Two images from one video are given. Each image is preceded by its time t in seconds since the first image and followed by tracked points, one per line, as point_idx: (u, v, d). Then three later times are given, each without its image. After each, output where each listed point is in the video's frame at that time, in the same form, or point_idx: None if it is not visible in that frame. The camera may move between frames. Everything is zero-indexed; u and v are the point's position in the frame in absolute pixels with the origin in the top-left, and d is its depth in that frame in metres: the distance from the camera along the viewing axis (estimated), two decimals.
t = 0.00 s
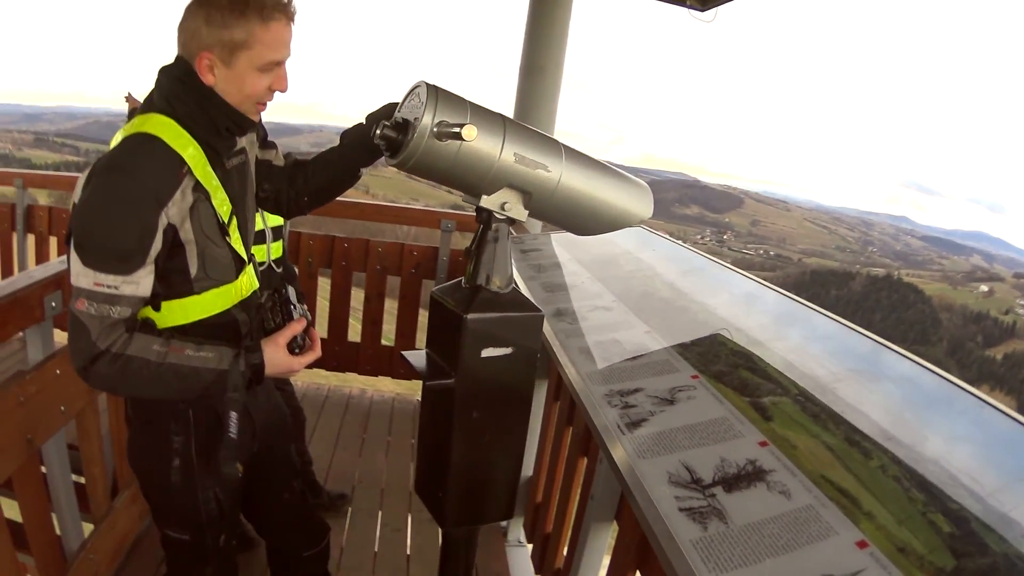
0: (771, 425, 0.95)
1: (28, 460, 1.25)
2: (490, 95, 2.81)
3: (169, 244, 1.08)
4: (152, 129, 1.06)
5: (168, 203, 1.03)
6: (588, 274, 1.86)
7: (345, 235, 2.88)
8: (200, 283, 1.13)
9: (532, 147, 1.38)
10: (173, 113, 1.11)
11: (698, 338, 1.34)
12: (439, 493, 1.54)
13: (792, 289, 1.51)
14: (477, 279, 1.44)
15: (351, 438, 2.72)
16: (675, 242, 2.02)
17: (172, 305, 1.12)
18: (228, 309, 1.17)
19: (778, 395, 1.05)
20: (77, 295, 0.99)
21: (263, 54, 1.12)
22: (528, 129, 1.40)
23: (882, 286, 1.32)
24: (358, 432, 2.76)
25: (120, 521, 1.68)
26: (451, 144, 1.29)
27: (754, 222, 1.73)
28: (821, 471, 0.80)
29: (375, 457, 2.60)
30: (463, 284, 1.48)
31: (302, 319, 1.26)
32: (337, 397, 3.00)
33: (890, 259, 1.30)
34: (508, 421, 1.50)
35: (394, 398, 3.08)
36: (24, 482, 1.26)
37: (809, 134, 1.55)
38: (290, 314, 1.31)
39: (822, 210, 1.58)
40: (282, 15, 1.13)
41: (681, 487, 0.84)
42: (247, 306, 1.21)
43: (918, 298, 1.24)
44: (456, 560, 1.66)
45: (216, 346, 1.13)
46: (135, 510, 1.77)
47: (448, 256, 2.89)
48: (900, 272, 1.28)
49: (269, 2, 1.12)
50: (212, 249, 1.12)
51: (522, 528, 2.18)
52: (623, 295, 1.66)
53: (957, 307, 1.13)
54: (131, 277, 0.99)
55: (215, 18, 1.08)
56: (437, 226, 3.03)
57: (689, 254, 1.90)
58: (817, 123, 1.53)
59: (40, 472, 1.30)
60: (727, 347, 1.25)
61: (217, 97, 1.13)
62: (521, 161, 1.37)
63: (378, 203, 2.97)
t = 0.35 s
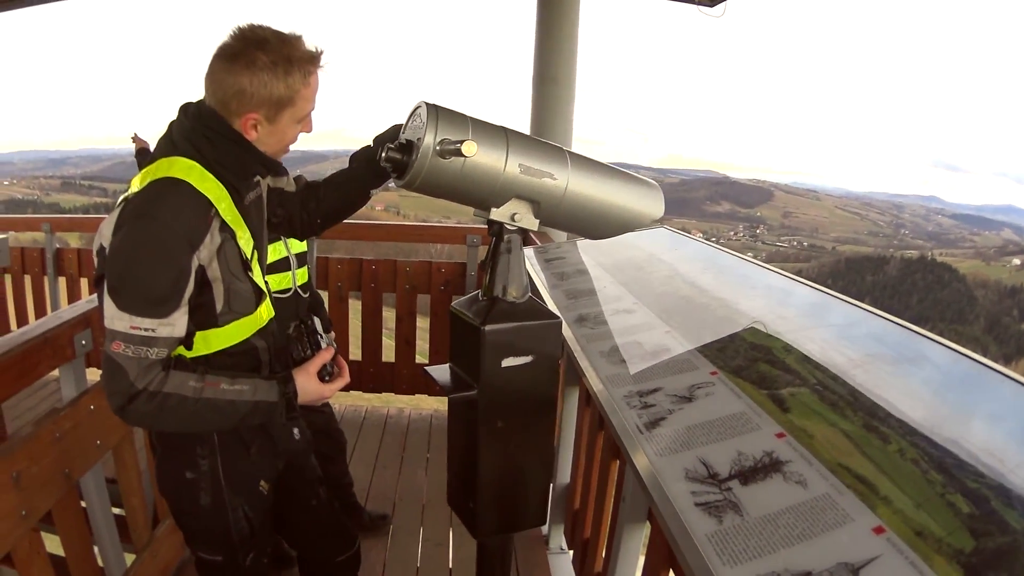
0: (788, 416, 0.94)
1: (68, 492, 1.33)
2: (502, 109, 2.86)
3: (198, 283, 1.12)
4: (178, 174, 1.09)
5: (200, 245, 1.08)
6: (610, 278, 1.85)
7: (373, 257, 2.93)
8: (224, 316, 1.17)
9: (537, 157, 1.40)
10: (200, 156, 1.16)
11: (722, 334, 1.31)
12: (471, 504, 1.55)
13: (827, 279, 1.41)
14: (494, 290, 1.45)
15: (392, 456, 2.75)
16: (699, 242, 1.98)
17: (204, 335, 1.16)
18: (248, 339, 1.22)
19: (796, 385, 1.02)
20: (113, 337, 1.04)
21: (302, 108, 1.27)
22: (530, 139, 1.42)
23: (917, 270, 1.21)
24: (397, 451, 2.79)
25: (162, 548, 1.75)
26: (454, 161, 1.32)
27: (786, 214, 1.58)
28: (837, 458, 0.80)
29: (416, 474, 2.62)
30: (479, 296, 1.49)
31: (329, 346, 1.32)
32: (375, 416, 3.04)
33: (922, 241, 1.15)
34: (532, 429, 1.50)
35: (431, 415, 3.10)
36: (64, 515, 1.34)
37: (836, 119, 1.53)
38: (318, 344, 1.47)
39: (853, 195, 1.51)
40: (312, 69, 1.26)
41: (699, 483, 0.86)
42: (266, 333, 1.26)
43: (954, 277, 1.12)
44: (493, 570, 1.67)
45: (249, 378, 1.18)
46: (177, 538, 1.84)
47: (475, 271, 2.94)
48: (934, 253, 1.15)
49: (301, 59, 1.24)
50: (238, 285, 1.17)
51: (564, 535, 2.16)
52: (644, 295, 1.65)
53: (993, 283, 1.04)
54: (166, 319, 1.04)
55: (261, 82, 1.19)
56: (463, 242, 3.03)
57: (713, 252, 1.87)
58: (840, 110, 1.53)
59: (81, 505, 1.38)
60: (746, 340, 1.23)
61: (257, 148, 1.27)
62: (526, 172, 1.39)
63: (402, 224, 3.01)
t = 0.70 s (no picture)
0: (796, 410, 0.94)
1: (91, 517, 1.36)
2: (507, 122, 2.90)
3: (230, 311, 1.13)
4: (213, 206, 1.09)
5: (237, 278, 1.09)
6: (622, 283, 1.82)
7: (387, 274, 2.96)
8: (252, 342, 1.20)
9: (538, 167, 1.41)
10: (237, 192, 1.18)
11: (736, 335, 1.28)
12: (490, 514, 1.55)
13: (846, 271, 1.34)
14: (502, 301, 1.46)
15: (415, 470, 2.76)
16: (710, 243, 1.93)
17: (238, 360, 1.19)
18: (269, 361, 1.24)
19: (805, 379, 1.00)
20: (147, 364, 1.03)
21: (340, 153, 1.31)
22: (531, 150, 1.43)
23: (933, 258, 1.13)
24: (420, 466, 2.80)
25: (187, 569, 1.78)
26: (456, 174, 1.33)
27: (800, 210, 1.59)
28: (847, 451, 0.81)
29: (439, 487, 2.63)
30: (488, 308, 1.50)
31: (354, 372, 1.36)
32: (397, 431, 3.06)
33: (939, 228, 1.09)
34: (547, 436, 1.51)
35: (452, 429, 3.11)
36: (88, 540, 1.37)
37: (853, 112, 1.52)
38: (343, 370, 1.42)
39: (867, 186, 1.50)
40: (350, 114, 1.29)
41: (708, 482, 0.90)
42: (285, 355, 1.29)
43: (970, 262, 1.06)
44: None
45: (277, 405, 1.20)
46: (202, 558, 1.87)
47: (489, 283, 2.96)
48: (951, 240, 1.07)
49: (341, 106, 1.27)
50: (266, 313, 1.18)
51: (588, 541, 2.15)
52: (653, 297, 1.63)
53: (1012, 266, 0.97)
54: (203, 349, 1.04)
55: (304, 130, 1.21)
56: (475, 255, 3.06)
57: (722, 252, 1.83)
58: (847, 104, 1.54)
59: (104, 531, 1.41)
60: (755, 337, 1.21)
61: (294, 188, 1.29)
62: (528, 182, 1.40)
63: (419, 239, 3.03)
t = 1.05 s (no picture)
0: (806, 411, 0.93)
1: (105, 529, 1.38)
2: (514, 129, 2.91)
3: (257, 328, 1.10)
4: (244, 226, 1.05)
5: (269, 299, 1.05)
6: (633, 286, 1.80)
7: (399, 283, 2.96)
8: (278, 355, 1.16)
9: (542, 173, 1.41)
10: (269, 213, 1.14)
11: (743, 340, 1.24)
12: (503, 520, 1.55)
13: (861, 270, 1.33)
14: (510, 307, 1.45)
15: (430, 478, 2.76)
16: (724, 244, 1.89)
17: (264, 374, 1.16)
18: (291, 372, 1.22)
19: (814, 379, 0.99)
20: (178, 381, 1.01)
21: (370, 169, 1.24)
22: (535, 155, 1.43)
23: (947, 253, 1.14)
24: (436, 474, 2.80)
25: None
26: (460, 182, 1.34)
27: (813, 209, 1.55)
28: (855, 451, 0.81)
29: (454, 495, 2.63)
30: (497, 314, 1.49)
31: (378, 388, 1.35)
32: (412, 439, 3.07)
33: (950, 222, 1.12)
34: (558, 442, 1.51)
35: (467, 436, 3.11)
36: (103, 552, 1.39)
37: (866, 109, 1.52)
38: (366, 388, 1.39)
39: (879, 184, 1.49)
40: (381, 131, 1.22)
41: (715, 484, 0.90)
42: (304, 366, 1.26)
43: (984, 257, 1.07)
44: None
45: (303, 421, 1.18)
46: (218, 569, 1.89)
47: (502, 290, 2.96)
48: (964, 235, 1.10)
49: (370, 123, 1.20)
50: (289, 329, 1.14)
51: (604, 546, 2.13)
52: (663, 301, 1.62)
53: None
54: (234, 368, 1.02)
55: (334, 148, 1.15)
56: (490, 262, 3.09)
57: (734, 253, 1.80)
58: (848, 102, 1.58)
59: (119, 542, 1.42)
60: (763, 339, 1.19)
61: (323, 207, 1.24)
62: (532, 188, 1.40)
63: (431, 248, 3.04)
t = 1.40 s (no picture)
0: (816, 411, 0.93)
1: (117, 536, 1.40)
2: (524, 134, 2.92)
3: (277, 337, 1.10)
4: (263, 237, 1.05)
5: (290, 309, 1.05)
6: (644, 289, 1.80)
7: (411, 289, 2.98)
8: (297, 363, 1.15)
9: (550, 177, 1.42)
10: (287, 222, 1.13)
11: (743, 349, 1.24)
12: (515, 525, 1.55)
13: (872, 271, 1.32)
14: (520, 312, 1.46)
15: (444, 484, 2.77)
16: (737, 247, 1.86)
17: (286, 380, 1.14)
18: (309, 378, 1.21)
19: (825, 379, 0.99)
20: (200, 394, 1.01)
21: (389, 178, 1.22)
22: (542, 159, 1.43)
23: (961, 252, 1.14)
24: (449, 480, 2.80)
25: None
26: (469, 186, 1.35)
27: (826, 209, 1.55)
28: (866, 451, 0.80)
29: (468, 501, 2.63)
30: (506, 319, 1.50)
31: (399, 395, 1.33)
32: (426, 445, 3.08)
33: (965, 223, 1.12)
34: (570, 446, 1.50)
35: (481, 442, 3.11)
36: (114, 558, 1.40)
37: (869, 109, 1.52)
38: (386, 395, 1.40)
39: (890, 184, 1.49)
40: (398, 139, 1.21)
41: (725, 486, 0.90)
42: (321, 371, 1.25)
43: (996, 255, 1.07)
44: None
45: (325, 428, 1.17)
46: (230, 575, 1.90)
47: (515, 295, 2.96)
48: (977, 233, 1.10)
49: (386, 132, 1.19)
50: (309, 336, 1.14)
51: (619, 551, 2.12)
52: (674, 304, 1.61)
53: None
54: (256, 379, 1.02)
55: (350, 158, 1.13)
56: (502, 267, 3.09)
57: (745, 255, 1.77)
58: (866, 102, 1.54)
59: (131, 548, 1.44)
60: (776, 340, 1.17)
61: (343, 218, 1.22)
62: (540, 191, 1.41)
63: (443, 254, 3.05)
